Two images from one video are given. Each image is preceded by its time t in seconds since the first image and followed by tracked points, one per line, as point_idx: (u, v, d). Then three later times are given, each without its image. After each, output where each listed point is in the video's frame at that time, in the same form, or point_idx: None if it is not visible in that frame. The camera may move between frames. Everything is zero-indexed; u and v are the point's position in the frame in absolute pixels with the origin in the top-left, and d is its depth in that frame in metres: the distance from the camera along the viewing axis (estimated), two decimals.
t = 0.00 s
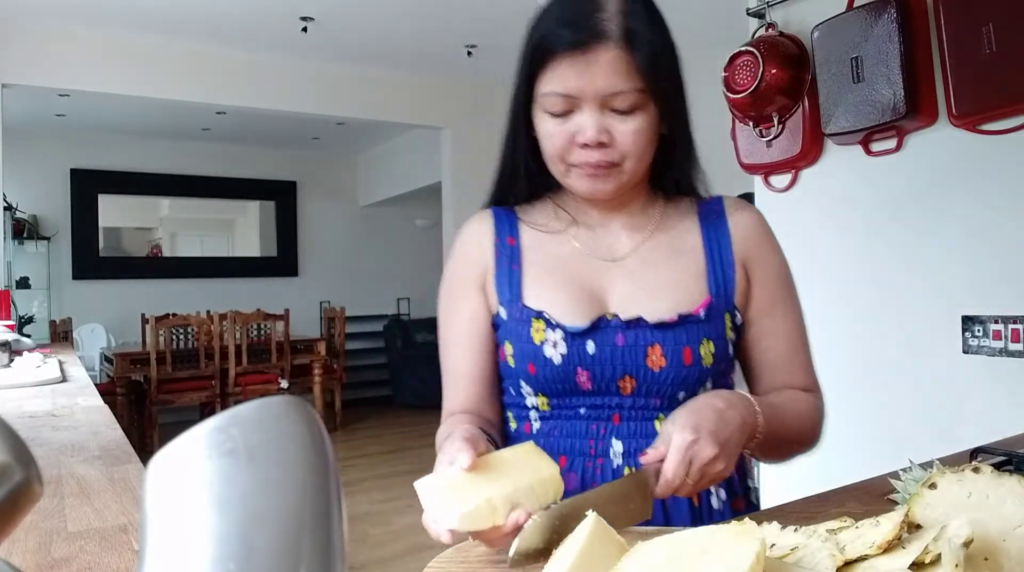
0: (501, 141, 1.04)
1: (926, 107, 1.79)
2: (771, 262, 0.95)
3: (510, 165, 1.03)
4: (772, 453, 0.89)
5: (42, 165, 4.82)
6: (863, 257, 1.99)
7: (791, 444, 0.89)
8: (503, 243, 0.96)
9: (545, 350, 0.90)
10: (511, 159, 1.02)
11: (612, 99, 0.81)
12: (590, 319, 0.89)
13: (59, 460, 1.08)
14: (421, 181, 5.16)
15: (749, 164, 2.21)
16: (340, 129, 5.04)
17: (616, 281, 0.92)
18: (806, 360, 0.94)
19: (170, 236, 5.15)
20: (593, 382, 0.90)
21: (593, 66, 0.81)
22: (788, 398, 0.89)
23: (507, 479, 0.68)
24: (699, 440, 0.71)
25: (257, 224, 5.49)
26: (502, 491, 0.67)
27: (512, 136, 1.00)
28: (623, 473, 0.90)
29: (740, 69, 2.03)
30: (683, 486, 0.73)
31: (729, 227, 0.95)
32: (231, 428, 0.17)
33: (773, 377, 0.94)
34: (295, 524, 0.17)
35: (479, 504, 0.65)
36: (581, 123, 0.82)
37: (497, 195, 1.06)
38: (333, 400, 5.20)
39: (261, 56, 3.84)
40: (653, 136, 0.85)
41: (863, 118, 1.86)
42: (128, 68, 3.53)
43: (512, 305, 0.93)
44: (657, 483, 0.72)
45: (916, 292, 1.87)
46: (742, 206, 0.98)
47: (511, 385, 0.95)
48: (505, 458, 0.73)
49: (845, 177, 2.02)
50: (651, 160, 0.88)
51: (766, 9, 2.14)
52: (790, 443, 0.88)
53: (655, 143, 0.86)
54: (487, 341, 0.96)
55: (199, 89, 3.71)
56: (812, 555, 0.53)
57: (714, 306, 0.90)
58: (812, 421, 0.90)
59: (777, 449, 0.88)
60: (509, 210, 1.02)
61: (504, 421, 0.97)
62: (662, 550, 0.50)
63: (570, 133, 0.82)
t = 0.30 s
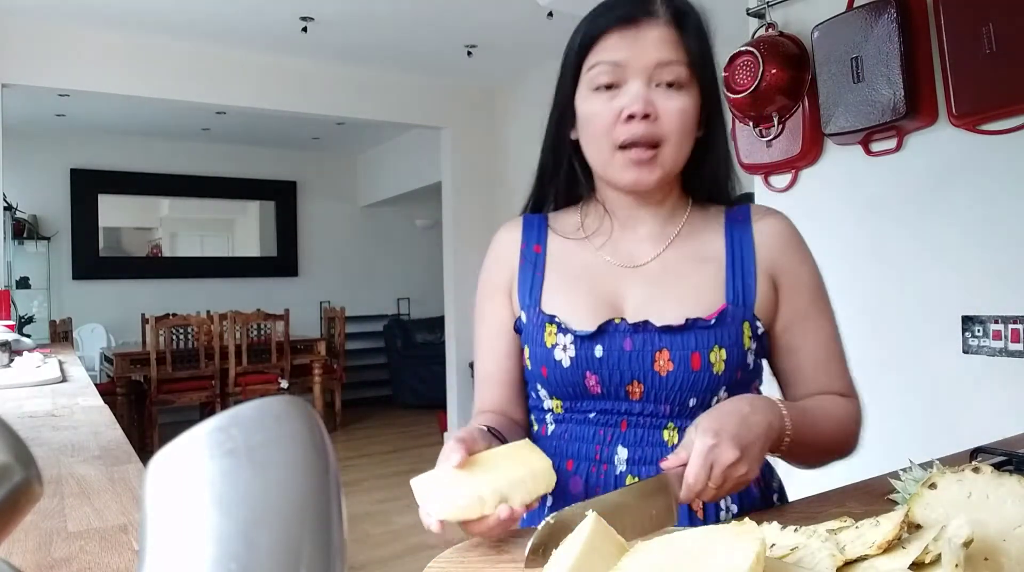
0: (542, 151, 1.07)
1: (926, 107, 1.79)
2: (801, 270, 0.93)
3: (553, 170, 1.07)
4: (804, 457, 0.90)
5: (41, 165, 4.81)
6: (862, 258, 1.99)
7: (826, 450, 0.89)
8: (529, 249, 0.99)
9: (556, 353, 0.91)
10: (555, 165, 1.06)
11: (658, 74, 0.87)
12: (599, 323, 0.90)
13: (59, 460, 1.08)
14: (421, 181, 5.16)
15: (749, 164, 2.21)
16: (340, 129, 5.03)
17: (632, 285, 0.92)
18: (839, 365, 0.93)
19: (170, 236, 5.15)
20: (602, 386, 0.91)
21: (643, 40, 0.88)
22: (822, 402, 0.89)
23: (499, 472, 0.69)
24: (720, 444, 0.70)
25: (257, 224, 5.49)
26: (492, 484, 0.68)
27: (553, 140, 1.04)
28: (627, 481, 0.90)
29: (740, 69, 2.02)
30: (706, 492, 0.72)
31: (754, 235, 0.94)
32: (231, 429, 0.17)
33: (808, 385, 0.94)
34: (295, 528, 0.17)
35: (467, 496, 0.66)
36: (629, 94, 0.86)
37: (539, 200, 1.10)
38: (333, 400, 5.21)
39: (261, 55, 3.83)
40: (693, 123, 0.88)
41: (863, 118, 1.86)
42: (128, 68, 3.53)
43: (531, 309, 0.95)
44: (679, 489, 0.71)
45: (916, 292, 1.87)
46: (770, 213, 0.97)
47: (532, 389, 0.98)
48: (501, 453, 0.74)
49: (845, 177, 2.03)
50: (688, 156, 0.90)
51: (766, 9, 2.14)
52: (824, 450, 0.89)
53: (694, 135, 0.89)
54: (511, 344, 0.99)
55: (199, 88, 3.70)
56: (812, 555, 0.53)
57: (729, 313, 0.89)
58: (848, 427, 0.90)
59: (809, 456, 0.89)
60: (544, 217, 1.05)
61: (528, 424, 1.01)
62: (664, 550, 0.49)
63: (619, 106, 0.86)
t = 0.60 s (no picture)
0: (539, 154, 1.08)
1: (926, 107, 1.79)
2: (809, 272, 0.94)
3: (550, 173, 1.07)
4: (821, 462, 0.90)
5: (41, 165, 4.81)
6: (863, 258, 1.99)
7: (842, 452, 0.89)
8: (528, 255, 0.99)
9: (558, 362, 0.91)
10: (552, 166, 1.06)
11: (650, 63, 0.88)
12: (602, 332, 0.90)
13: (59, 460, 1.08)
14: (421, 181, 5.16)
15: (749, 164, 2.21)
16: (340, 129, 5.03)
17: (636, 291, 0.92)
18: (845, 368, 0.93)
19: (170, 236, 5.15)
20: (606, 395, 0.91)
21: (634, 31, 0.89)
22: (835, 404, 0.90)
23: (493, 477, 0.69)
24: (724, 446, 0.70)
25: (257, 224, 5.49)
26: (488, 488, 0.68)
27: (550, 143, 1.05)
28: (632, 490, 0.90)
29: (740, 69, 2.02)
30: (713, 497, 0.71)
31: (760, 240, 0.93)
32: (231, 429, 0.17)
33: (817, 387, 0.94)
34: (293, 533, 0.17)
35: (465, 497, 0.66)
36: (622, 83, 0.87)
37: (538, 203, 1.10)
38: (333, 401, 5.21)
39: (261, 55, 3.83)
40: (689, 111, 0.88)
41: (863, 118, 1.86)
42: (128, 68, 3.53)
43: (532, 316, 0.95)
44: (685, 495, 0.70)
45: (916, 291, 1.87)
46: (777, 215, 0.97)
47: (534, 397, 0.98)
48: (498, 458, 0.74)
49: (845, 177, 2.03)
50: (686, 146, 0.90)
51: (766, 9, 2.14)
52: (838, 452, 0.89)
53: (690, 125, 0.89)
54: (511, 351, 1.00)
55: (199, 88, 3.70)
56: (812, 555, 0.53)
57: (736, 318, 0.89)
58: (862, 428, 0.90)
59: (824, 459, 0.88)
60: (542, 222, 1.05)
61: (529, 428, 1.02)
62: (663, 550, 0.49)
63: (612, 95, 0.86)
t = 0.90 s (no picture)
0: (534, 150, 1.07)
1: (926, 107, 1.80)
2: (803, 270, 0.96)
3: (544, 169, 1.07)
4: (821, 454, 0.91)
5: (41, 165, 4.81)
6: (861, 258, 1.99)
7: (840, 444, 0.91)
8: (525, 251, 0.98)
9: (559, 361, 0.91)
10: (547, 163, 1.06)
11: (647, 71, 0.87)
12: (605, 331, 0.89)
13: (59, 460, 1.08)
14: (421, 181, 5.16)
15: (749, 164, 2.21)
16: (340, 129, 5.04)
17: (636, 293, 0.92)
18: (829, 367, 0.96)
19: (170, 236, 5.15)
20: (606, 395, 0.91)
21: (630, 37, 0.88)
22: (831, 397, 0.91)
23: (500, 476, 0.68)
24: (781, 435, 0.71)
25: (257, 224, 5.49)
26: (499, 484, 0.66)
27: (547, 140, 1.05)
28: (628, 490, 0.90)
29: (740, 69, 2.02)
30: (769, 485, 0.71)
31: (756, 241, 0.94)
32: (231, 429, 0.17)
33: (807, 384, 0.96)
34: (293, 536, 0.17)
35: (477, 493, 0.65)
36: (618, 91, 0.86)
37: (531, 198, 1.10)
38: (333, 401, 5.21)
39: (261, 55, 3.83)
40: (685, 118, 0.88)
41: (863, 118, 1.86)
42: (127, 68, 3.53)
43: (531, 314, 0.95)
44: (745, 485, 0.70)
45: (916, 291, 1.87)
46: (769, 217, 0.98)
47: (528, 396, 0.97)
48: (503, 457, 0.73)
49: (845, 176, 2.03)
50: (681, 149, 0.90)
51: (766, 9, 2.14)
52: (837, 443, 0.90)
53: (686, 130, 0.89)
54: (507, 349, 0.99)
55: (198, 88, 3.70)
56: (812, 555, 0.53)
57: (736, 321, 0.90)
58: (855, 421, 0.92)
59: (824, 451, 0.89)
60: (537, 217, 1.05)
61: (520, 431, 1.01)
62: (663, 549, 0.49)
63: (608, 103, 0.86)
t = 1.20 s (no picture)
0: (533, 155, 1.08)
1: (926, 107, 1.79)
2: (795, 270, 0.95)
3: (543, 175, 1.07)
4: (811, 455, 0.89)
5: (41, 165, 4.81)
6: (861, 258, 1.99)
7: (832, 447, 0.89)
8: (526, 252, 0.99)
9: (555, 358, 0.91)
10: (545, 169, 1.06)
11: (627, 101, 0.86)
12: (599, 329, 0.90)
13: (59, 460, 1.08)
14: (421, 181, 5.16)
15: (749, 164, 2.21)
16: (340, 129, 5.04)
17: (631, 292, 0.93)
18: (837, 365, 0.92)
19: (170, 236, 5.15)
20: (601, 391, 0.91)
21: (610, 68, 0.86)
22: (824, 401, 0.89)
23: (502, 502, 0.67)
24: (787, 389, 0.71)
25: (257, 224, 5.49)
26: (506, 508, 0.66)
27: (545, 145, 1.05)
28: (621, 484, 0.90)
29: (740, 69, 2.03)
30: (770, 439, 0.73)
31: (750, 241, 0.94)
32: (231, 429, 0.17)
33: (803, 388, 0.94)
34: (295, 536, 0.17)
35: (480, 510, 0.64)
36: (598, 123, 0.86)
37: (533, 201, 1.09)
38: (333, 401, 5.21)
39: (261, 55, 3.83)
40: (668, 141, 0.88)
41: (863, 118, 1.86)
42: (127, 68, 3.53)
43: (531, 312, 0.95)
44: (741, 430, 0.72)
45: (916, 291, 1.87)
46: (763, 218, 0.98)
47: (527, 392, 0.97)
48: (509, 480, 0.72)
49: (845, 176, 2.03)
50: (668, 162, 0.91)
51: (766, 9, 2.14)
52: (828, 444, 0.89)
53: (671, 148, 0.89)
54: (507, 347, 0.98)
55: (198, 88, 3.70)
56: (812, 555, 0.53)
57: (728, 319, 0.90)
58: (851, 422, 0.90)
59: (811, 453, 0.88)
60: (540, 217, 1.05)
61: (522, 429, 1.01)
62: (663, 549, 0.49)
63: (588, 133, 0.87)
